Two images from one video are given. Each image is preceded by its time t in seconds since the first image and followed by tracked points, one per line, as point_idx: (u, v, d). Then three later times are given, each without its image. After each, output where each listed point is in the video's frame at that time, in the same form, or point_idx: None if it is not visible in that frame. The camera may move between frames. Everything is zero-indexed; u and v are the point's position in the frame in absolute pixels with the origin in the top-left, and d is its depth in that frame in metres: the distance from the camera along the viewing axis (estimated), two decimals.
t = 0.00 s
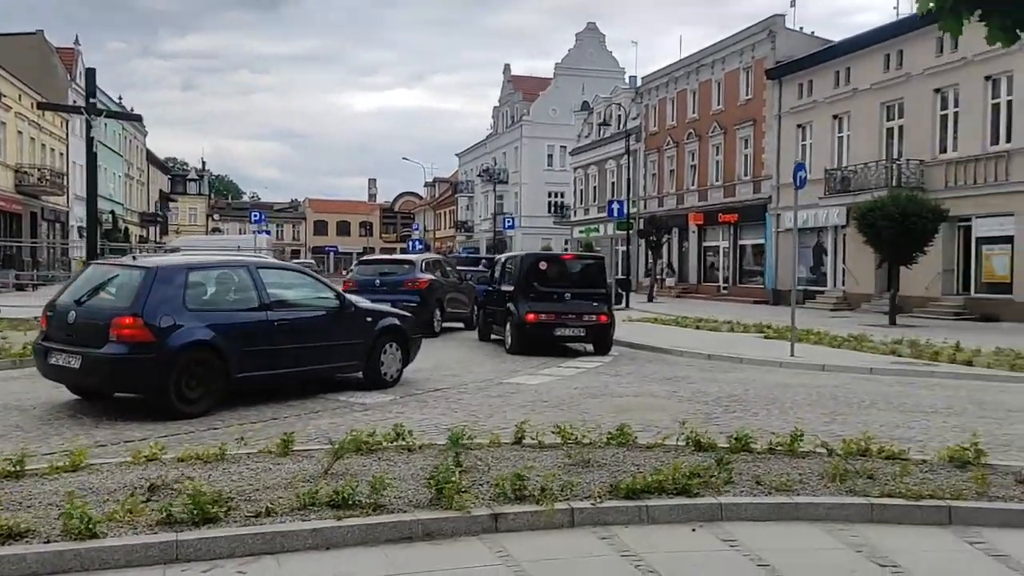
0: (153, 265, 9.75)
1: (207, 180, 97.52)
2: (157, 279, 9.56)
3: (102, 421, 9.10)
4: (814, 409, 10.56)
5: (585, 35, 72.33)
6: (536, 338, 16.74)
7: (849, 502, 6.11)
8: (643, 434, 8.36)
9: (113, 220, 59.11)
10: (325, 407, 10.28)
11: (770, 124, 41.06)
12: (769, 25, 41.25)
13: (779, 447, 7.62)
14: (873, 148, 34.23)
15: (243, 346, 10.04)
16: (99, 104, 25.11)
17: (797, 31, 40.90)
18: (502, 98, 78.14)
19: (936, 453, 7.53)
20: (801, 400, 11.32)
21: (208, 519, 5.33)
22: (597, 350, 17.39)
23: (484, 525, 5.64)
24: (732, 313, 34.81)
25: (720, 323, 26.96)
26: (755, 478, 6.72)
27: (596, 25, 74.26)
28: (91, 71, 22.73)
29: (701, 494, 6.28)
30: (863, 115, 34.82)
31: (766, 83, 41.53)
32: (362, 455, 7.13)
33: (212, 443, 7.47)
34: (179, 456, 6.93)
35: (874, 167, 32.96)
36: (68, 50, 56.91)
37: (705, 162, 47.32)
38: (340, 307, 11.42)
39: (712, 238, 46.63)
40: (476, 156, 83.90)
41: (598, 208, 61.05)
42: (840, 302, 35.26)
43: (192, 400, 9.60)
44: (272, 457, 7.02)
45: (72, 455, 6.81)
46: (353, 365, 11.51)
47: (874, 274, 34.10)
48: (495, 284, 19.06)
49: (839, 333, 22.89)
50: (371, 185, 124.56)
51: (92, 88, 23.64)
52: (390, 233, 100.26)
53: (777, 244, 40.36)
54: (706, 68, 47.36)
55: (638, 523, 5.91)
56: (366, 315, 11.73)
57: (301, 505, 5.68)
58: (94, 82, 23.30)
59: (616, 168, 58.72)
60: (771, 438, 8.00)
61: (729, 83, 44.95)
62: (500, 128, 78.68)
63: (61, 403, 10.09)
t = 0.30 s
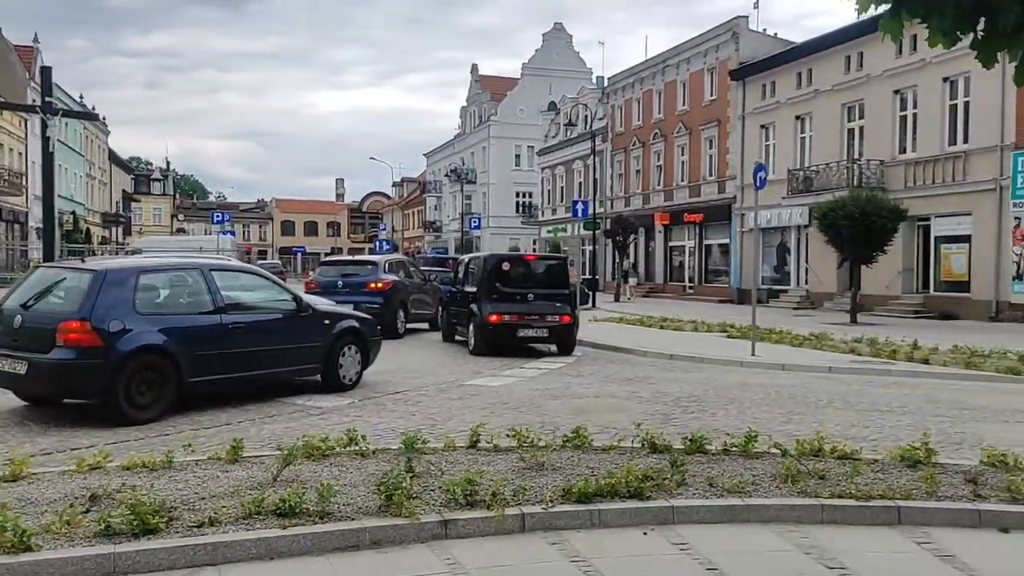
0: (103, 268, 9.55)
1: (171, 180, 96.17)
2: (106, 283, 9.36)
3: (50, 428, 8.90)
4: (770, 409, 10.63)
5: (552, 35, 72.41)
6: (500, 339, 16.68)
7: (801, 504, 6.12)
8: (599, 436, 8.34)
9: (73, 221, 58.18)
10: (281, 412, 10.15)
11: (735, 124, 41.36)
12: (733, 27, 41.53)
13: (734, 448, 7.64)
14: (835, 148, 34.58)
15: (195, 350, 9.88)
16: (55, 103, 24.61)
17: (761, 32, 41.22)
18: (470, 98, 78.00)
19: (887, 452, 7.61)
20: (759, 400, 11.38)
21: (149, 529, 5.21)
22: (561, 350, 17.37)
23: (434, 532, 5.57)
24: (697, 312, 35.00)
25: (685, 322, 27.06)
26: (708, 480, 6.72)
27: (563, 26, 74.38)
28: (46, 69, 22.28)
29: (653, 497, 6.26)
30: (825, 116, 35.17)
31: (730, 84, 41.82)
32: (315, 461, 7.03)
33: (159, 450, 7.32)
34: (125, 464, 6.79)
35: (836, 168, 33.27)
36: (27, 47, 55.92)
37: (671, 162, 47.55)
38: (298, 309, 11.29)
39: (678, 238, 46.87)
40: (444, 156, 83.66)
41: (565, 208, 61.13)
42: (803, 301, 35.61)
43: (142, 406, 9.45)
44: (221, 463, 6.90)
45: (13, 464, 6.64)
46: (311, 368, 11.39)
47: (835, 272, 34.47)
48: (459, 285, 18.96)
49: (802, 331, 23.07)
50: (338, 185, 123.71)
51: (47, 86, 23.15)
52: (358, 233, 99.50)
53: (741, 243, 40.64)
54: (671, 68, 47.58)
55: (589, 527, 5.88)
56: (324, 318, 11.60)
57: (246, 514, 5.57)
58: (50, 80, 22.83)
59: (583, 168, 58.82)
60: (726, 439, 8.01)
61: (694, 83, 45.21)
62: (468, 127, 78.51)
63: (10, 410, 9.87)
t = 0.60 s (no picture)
0: (70, 270, 9.48)
1: (150, 179, 95.31)
2: (73, 285, 9.29)
3: (16, 432, 8.82)
4: (742, 408, 10.70)
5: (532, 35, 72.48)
6: (477, 340, 16.65)
7: (766, 504, 6.16)
8: (570, 435, 8.36)
9: (50, 221, 57.70)
10: (253, 414, 10.10)
11: (713, 124, 41.55)
12: (711, 28, 41.72)
13: (703, 448, 7.68)
14: (812, 148, 34.82)
15: (165, 353, 9.83)
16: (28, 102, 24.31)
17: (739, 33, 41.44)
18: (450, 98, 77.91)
19: (853, 451, 7.68)
20: (731, 400, 11.46)
21: (110, 535, 5.18)
22: (538, 351, 17.37)
23: (399, 535, 5.56)
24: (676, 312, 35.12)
25: (663, 322, 27.15)
26: (675, 480, 6.74)
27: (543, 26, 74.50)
28: (19, 68, 22.01)
29: (619, 498, 6.28)
30: (802, 116, 35.39)
31: (709, 85, 42.01)
32: (282, 463, 7.00)
33: (124, 455, 7.27)
34: (89, 468, 6.73)
35: (813, 167, 33.44)
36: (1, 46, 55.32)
37: (651, 162, 47.67)
38: (270, 311, 11.25)
39: (658, 237, 47.02)
40: (425, 155, 83.52)
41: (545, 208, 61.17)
42: (781, 300, 35.86)
43: (111, 408, 9.39)
44: (188, 467, 6.86)
45: None
46: (284, 369, 11.35)
47: (813, 272, 34.73)
48: (436, 285, 18.91)
49: (778, 330, 23.22)
50: (319, 185, 123.14)
51: (20, 84, 22.86)
52: (339, 233, 99.14)
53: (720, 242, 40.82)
54: (650, 69, 47.71)
55: (555, 529, 5.89)
56: (297, 319, 11.57)
57: (210, 518, 5.55)
58: (23, 78, 22.55)
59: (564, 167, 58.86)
60: (694, 439, 8.06)
61: (673, 84, 45.38)
62: (449, 127, 78.40)
63: None
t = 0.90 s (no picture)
0: (49, 270, 9.45)
1: (138, 178, 94.88)
2: (52, 284, 9.26)
3: None
4: (722, 407, 10.76)
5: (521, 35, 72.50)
6: (462, 339, 16.64)
7: (738, 501, 6.20)
8: (548, 434, 8.38)
9: (36, 221, 57.48)
10: (233, 414, 10.10)
11: (700, 123, 41.67)
12: (698, 27, 41.85)
13: (680, 447, 7.73)
14: (798, 148, 34.95)
15: (144, 353, 9.81)
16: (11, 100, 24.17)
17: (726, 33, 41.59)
18: (439, 97, 77.83)
19: (829, 449, 7.73)
20: (712, 398, 11.52)
21: (83, 535, 5.19)
22: (523, 350, 17.38)
23: (373, 533, 5.58)
24: (664, 311, 35.21)
25: (650, 321, 27.20)
26: (650, 478, 6.78)
27: (532, 25, 74.54)
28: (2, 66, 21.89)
29: (594, 496, 6.31)
30: (788, 115, 35.54)
31: (696, 84, 42.13)
32: (260, 463, 7.01)
33: (99, 455, 7.26)
34: (65, 469, 6.72)
35: (799, 167, 33.56)
36: None
37: (638, 161, 47.75)
38: (251, 311, 11.24)
39: (646, 236, 47.11)
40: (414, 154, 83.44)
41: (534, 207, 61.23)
42: (768, 299, 36.00)
43: (90, 408, 9.38)
44: (165, 467, 6.86)
45: None
46: (265, 369, 11.35)
47: (799, 270, 34.89)
48: (421, 285, 18.90)
49: (763, 329, 23.31)
50: (308, 184, 122.81)
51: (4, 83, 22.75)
52: (328, 233, 98.92)
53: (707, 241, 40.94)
54: (638, 68, 47.79)
55: (529, 527, 5.92)
56: (279, 319, 11.56)
57: (184, 518, 5.56)
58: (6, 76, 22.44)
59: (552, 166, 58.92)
60: (672, 437, 8.11)
61: (661, 83, 45.47)
62: (438, 126, 78.34)
63: None
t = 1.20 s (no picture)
0: (31, 267, 9.40)
1: (129, 176, 94.57)
2: (34, 281, 9.22)
3: None
4: (707, 403, 10.79)
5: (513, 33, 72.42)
6: (450, 336, 16.58)
7: (717, 496, 6.21)
8: (531, 430, 8.37)
9: (27, 218, 57.25)
10: (217, 411, 10.08)
11: (692, 120, 41.70)
12: (690, 24, 41.85)
13: (662, 442, 7.74)
14: (789, 145, 35.01)
15: (128, 350, 9.78)
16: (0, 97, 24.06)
17: (717, 30, 41.64)
18: (432, 94, 77.72)
19: (810, 444, 7.75)
20: (698, 394, 11.54)
21: (57, 532, 5.18)
22: (512, 347, 17.32)
23: (351, 530, 5.56)
24: (655, 308, 35.24)
25: (641, 318, 27.21)
26: (631, 474, 6.78)
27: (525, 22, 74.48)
28: None
29: (574, 492, 6.30)
30: (779, 112, 35.59)
31: (687, 81, 42.16)
32: (241, 460, 6.98)
33: (79, 453, 7.24)
34: (45, 466, 6.70)
35: (789, 164, 33.61)
36: None
37: (630, 158, 47.76)
38: (236, 308, 11.20)
39: (638, 234, 47.14)
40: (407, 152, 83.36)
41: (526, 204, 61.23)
42: (759, 296, 36.06)
43: (73, 406, 9.35)
44: (145, 464, 6.85)
45: None
46: (250, 366, 11.31)
47: (789, 267, 34.96)
48: (409, 282, 18.87)
49: (753, 326, 23.35)
50: (301, 181, 122.60)
51: None
52: (322, 230, 98.72)
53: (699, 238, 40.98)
54: (629, 66, 47.79)
55: (508, 523, 5.91)
56: (264, 316, 11.52)
57: (160, 515, 5.54)
58: None
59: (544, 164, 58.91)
60: (655, 433, 8.11)
61: (652, 81, 45.50)
62: (430, 124, 78.25)
63: None
